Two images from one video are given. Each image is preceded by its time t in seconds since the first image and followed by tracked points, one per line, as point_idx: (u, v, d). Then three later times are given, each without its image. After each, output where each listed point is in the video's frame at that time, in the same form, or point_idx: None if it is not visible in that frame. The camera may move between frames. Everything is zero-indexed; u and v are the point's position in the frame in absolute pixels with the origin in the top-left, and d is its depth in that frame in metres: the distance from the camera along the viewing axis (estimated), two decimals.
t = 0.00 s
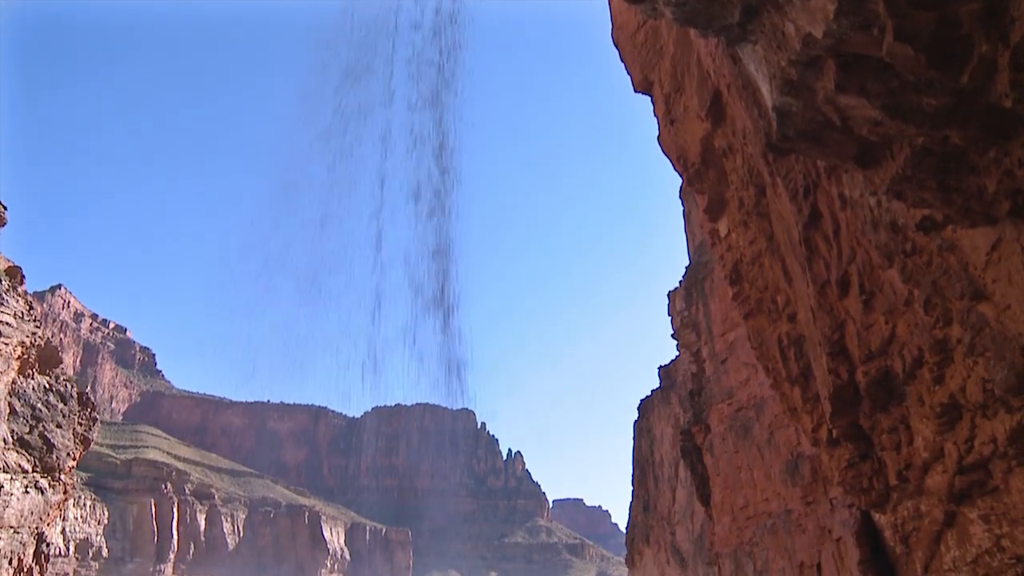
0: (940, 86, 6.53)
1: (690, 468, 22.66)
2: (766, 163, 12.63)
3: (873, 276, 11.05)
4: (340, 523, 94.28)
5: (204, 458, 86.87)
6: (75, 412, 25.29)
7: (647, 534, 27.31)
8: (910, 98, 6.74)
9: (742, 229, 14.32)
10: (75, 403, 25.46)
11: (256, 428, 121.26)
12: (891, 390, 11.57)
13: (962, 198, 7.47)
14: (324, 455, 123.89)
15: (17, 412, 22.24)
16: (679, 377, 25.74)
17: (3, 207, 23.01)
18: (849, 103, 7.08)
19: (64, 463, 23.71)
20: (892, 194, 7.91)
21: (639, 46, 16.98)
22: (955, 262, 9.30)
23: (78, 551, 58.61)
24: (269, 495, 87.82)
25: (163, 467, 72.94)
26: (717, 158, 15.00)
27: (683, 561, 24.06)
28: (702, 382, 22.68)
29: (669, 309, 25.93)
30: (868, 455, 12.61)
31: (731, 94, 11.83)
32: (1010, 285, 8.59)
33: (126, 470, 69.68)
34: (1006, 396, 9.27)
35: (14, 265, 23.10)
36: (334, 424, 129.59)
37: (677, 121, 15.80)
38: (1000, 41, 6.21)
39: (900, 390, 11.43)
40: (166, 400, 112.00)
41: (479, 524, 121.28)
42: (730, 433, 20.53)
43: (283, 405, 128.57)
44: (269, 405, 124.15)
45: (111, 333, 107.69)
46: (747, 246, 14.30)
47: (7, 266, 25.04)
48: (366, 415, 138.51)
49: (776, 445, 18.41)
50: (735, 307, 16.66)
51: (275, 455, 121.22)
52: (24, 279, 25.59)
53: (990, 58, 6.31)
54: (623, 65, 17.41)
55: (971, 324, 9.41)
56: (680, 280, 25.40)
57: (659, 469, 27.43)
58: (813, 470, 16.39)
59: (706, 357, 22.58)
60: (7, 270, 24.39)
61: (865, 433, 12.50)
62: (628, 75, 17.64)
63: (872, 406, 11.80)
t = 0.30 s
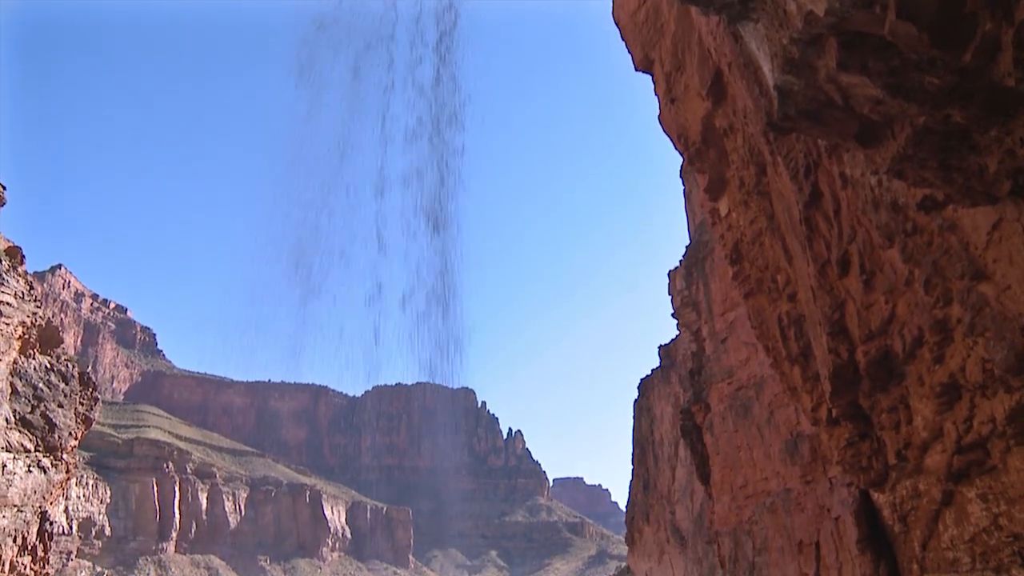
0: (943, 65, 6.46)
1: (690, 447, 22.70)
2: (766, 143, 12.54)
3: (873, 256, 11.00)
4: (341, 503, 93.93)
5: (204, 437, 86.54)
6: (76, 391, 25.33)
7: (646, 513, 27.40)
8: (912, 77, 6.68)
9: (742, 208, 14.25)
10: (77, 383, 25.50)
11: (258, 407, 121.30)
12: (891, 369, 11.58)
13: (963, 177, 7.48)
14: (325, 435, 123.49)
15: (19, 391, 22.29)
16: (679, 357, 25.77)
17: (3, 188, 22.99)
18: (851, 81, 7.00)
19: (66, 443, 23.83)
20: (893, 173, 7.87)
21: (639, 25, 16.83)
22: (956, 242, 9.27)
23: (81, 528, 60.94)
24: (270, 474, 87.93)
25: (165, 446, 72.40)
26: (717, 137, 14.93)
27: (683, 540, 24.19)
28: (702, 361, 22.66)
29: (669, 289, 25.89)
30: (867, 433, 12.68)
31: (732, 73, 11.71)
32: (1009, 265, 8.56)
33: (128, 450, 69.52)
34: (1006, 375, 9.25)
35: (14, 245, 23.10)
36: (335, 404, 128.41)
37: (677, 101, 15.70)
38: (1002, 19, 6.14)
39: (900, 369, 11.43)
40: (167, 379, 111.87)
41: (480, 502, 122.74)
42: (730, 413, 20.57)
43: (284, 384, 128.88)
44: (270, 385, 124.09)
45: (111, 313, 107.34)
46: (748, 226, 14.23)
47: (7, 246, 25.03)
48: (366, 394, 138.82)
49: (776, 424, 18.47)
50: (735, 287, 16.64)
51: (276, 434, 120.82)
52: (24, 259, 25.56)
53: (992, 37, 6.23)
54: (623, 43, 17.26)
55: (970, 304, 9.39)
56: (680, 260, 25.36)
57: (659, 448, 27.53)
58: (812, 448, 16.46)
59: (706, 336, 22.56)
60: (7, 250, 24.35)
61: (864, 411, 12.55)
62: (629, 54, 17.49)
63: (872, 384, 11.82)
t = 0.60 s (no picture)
0: (945, 45, 6.39)
1: (690, 428, 22.73)
2: (767, 123, 12.45)
3: (874, 237, 10.96)
4: (342, 484, 93.77)
5: (206, 419, 85.76)
6: (77, 372, 25.37)
7: (646, 493, 27.48)
8: (914, 57, 6.59)
9: (743, 189, 14.15)
10: (78, 365, 25.53)
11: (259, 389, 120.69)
12: (891, 350, 11.60)
13: (964, 157, 7.48)
14: (326, 418, 124.81)
15: (21, 373, 22.34)
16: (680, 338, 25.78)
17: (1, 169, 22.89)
18: (852, 61, 6.92)
19: (68, 424, 23.93)
20: (894, 154, 7.83)
21: (640, 4, 16.67)
22: (956, 224, 9.22)
23: (83, 509, 61.26)
24: (271, 455, 87.36)
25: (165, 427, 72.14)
26: (718, 118, 14.84)
27: (683, 521, 24.29)
28: (702, 342, 22.62)
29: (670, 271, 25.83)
30: (867, 414, 12.75)
31: (733, 53, 11.58)
32: (1011, 247, 8.51)
33: (128, 431, 69.45)
34: (1005, 357, 9.25)
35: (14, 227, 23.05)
36: (335, 384, 130.12)
37: (678, 82, 15.58)
38: None
39: (900, 350, 11.45)
40: (168, 361, 111.32)
41: (480, 483, 123.55)
42: (730, 394, 20.60)
43: (285, 364, 128.74)
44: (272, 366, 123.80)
45: (112, 295, 106.70)
46: (749, 207, 14.13)
47: (6, 228, 24.95)
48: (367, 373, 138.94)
49: (775, 405, 18.53)
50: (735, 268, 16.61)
51: (278, 416, 121.97)
52: (24, 240, 25.50)
53: (997, 16, 6.13)
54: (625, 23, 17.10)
55: (971, 286, 9.36)
56: (680, 242, 25.31)
57: (659, 429, 27.61)
58: (812, 430, 16.54)
59: (706, 317, 22.50)
60: (7, 232, 24.29)
61: (864, 393, 12.60)
62: (631, 34, 17.33)
63: (872, 366, 11.86)
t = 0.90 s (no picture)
0: (947, 26, 6.35)
1: (690, 410, 22.75)
2: (769, 105, 12.35)
3: (874, 220, 10.92)
4: (342, 465, 92.47)
5: (205, 401, 83.77)
6: (78, 354, 25.38)
7: (646, 475, 27.59)
8: (916, 39, 6.52)
9: (743, 171, 14.08)
10: (78, 346, 25.54)
11: (259, 370, 119.86)
12: (890, 333, 11.63)
13: (966, 139, 7.44)
14: (326, 398, 125.16)
15: (22, 355, 22.36)
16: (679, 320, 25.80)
17: None
18: (853, 42, 6.85)
19: (69, 406, 24.02)
20: (895, 136, 7.79)
21: None
22: (957, 206, 9.16)
23: (86, 490, 60.88)
24: (272, 437, 86.11)
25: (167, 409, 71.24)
26: (719, 100, 14.75)
27: (683, 502, 24.40)
28: (702, 323, 22.57)
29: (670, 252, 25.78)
30: (866, 396, 12.81)
31: (734, 34, 11.47)
32: (1011, 229, 8.48)
33: (129, 414, 69.02)
34: (1005, 339, 9.24)
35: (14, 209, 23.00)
36: (335, 366, 130.00)
37: (679, 63, 15.46)
38: None
39: (899, 332, 11.47)
40: (168, 343, 110.78)
41: (481, 464, 124.01)
42: (730, 375, 20.61)
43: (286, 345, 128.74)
44: (272, 347, 124.02)
45: (112, 277, 105.93)
46: (749, 189, 14.05)
47: (6, 210, 24.88)
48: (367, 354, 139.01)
49: (775, 387, 18.57)
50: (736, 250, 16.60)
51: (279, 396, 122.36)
52: (24, 222, 25.47)
53: None
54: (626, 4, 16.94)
55: (971, 269, 9.35)
56: (681, 224, 25.23)
57: (659, 411, 27.67)
58: (811, 412, 16.64)
59: (706, 299, 22.44)
60: (6, 214, 24.22)
61: (863, 375, 12.66)
62: (632, 14, 17.17)
63: (872, 348, 11.89)
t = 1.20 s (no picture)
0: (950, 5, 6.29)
1: (690, 390, 22.77)
2: (770, 84, 12.24)
3: (875, 200, 10.86)
4: (343, 445, 90.33)
5: (206, 380, 80.81)
6: (79, 335, 25.40)
7: (646, 454, 27.67)
8: (919, 18, 6.45)
9: (744, 151, 14.00)
10: (79, 327, 25.54)
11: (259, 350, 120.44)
12: (891, 314, 11.64)
13: (969, 118, 7.39)
14: (327, 378, 125.16)
15: (23, 336, 22.36)
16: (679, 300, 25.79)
17: None
18: (856, 22, 6.77)
19: (70, 386, 24.06)
20: (897, 116, 7.74)
21: None
22: (959, 185, 9.09)
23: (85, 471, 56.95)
24: (273, 417, 82.88)
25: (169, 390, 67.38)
26: (720, 79, 14.64)
27: (683, 482, 24.47)
28: (702, 304, 22.52)
29: (671, 232, 25.67)
30: (866, 376, 12.84)
31: (735, 12, 11.35)
32: (1012, 210, 8.45)
33: (131, 395, 64.87)
34: (1005, 320, 9.26)
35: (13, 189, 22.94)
36: (336, 346, 129.80)
37: (680, 42, 15.33)
38: None
39: (900, 313, 11.47)
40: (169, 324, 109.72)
41: (481, 444, 124.40)
42: (730, 355, 20.61)
43: (286, 326, 129.06)
44: (272, 328, 124.19)
45: (112, 258, 104.71)
46: (749, 169, 13.99)
47: (5, 190, 24.82)
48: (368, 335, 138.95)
49: (775, 366, 18.59)
50: (736, 231, 16.54)
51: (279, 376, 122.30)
52: (23, 203, 25.40)
53: None
54: None
55: (971, 249, 9.33)
56: (682, 204, 25.13)
57: (659, 390, 27.71)
58: (811, 392, 16.68)
59: (707, 279, 22.33)
60: (6, 195, 24.15)
61: (863, 355, 12.69)
62: None
63: (873, 328, 11.89)
